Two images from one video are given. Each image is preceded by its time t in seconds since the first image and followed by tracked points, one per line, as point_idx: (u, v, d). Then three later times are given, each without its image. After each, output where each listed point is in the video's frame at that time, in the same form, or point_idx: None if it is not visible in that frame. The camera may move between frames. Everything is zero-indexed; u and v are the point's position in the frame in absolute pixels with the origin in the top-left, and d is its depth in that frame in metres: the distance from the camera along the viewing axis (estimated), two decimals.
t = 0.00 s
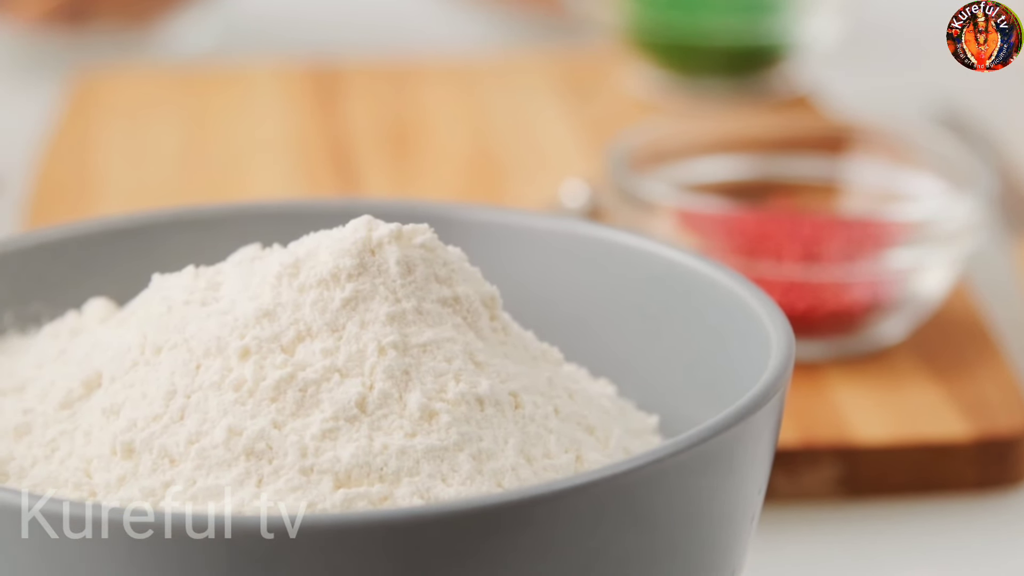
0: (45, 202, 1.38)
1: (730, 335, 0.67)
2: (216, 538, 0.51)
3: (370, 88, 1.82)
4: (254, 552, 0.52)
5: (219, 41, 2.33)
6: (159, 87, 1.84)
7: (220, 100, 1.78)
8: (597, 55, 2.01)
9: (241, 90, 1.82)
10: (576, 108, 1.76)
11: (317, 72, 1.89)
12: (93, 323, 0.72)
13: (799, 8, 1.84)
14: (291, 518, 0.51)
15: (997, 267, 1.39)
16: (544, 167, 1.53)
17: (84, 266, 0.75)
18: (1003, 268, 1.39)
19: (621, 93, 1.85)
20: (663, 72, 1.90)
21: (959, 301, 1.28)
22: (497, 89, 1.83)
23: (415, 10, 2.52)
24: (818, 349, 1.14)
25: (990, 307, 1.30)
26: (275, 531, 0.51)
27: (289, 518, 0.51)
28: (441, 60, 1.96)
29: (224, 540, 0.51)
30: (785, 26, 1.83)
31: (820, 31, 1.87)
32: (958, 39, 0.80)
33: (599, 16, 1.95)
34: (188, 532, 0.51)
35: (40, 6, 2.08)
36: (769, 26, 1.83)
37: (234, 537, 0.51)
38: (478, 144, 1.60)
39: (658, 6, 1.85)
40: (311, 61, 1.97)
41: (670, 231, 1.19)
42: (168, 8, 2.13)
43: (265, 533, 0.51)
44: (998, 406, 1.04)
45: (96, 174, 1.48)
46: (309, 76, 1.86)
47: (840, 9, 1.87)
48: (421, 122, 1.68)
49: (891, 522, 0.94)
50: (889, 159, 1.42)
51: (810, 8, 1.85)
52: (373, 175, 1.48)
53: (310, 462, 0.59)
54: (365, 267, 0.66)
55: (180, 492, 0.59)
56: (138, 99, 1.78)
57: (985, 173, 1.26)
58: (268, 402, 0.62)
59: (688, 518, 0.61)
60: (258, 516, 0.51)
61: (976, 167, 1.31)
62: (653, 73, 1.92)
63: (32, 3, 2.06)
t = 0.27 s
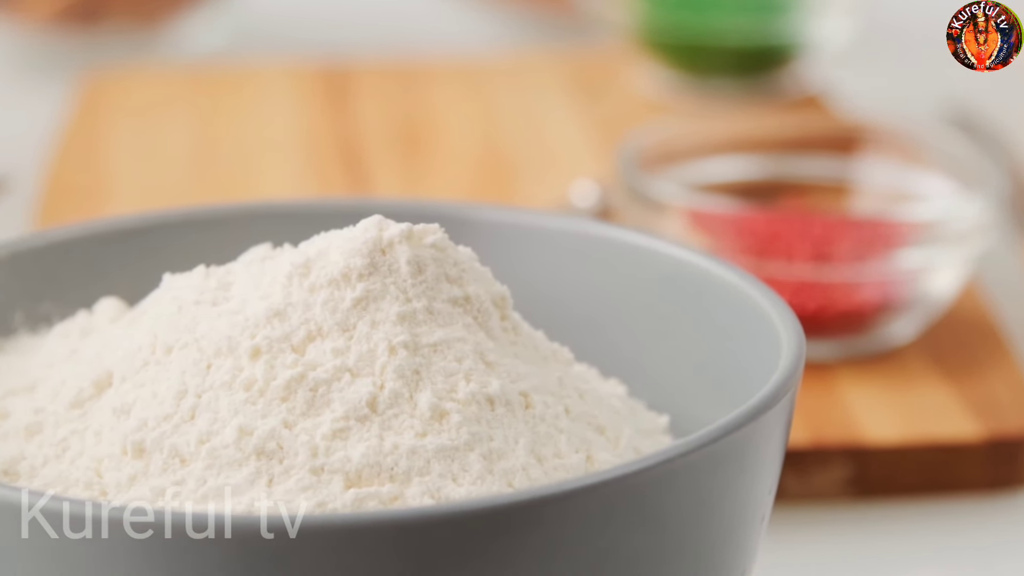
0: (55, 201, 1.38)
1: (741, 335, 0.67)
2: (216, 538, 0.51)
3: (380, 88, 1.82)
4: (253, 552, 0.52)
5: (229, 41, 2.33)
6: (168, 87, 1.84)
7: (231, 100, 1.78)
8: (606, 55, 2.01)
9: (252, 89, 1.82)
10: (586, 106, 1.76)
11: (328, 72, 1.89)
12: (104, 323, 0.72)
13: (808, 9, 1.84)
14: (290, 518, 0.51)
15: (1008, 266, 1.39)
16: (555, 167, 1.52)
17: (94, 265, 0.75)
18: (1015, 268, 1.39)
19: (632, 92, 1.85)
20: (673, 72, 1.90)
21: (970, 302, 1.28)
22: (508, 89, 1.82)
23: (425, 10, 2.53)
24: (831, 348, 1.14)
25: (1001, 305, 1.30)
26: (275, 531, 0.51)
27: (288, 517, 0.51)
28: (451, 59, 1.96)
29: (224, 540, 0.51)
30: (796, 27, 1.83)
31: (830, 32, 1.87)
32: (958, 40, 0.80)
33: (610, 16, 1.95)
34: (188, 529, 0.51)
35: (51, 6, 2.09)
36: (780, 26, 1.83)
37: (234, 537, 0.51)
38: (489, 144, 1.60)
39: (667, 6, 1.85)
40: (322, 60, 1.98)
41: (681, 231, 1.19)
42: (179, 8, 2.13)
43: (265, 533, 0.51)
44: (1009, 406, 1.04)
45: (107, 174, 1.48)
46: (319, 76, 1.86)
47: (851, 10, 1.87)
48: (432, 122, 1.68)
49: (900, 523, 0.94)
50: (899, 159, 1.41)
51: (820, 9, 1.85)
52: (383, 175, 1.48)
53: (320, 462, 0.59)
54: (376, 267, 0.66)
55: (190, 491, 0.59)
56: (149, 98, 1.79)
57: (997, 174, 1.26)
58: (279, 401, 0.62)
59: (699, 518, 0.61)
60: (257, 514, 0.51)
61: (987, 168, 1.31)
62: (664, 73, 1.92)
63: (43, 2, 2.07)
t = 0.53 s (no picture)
0: (68, 201, 1.38)
1: (753, 335, 0.67)
2: (216, 538, 0.51)
3: (392, 88, 1.82)
4: (254, 552, 0.52)
5: (241, 41, 2.33)
6: (180, 87, 1.84)
7: (242, 100, 1.78)
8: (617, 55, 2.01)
9: (264, 89, 1.82)
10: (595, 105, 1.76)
11: (339, 72, 1.89)
12: (116, 322, 0.72)
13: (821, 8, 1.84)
14: (292, 518, 0.51)
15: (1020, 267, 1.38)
16: (566, 166, 1.52)
17: (106, 265, 0.76)
18: None
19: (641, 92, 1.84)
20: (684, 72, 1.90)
21: (982, 303, 1.27)
22: (519, 89, 1.82)
23: (437, 10, 2.53)
24: (843, 349, 1.14)
25: (1012, 305, 1.29)
26: (275, 531, 0.51)
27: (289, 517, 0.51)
28: (463, 59, 1.96)
29: (224, 539, 0.51)
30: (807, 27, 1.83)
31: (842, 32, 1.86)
32: (958, 39, 0.81)
33: (622, 16, 1.94)
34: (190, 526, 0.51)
35: (62, 6, 2.06)
36: (792, 26, 1.82)
37: (235, 537, 0.51)
38: (501, 143, 1.60)
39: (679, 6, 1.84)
40: (333, 60, 1.98)
41: (692, 231, 1.19)
42: (190, 9, 2.13)
43: (265, 533, 0.51)
44: (1021, 407, 1.04)
45: (119, 175, 1.48)
46: (330, 76, 1.87)
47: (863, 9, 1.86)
48: (443, 122, 1.68)
49: (909, 523, 0.94)
50: (912, 159, 1.41)
51: (832, 9, 1.84)
52: (395, 176, 1.48)
53: (332, 461, 0.59)
54: (388, 266, 0.66)
55: (203, 492, 0.59)
56: (160, 97, 1.79)
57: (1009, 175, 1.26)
58: (291, 401, 0.62)
59: (711, 517, 0.61)
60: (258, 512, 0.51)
61: (1000, 168, 1.31)
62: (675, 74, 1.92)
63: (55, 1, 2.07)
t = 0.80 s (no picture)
0: (79, 201, 1.37)
1: (766, 335, 0.67)
2: (216, 538, 0.51)
3: (403, 88, 1.82)
4: (254, 552, 0.52)
5: (253, 41, 2.33)
6: (191, 87, 1.84)
7: (254, 100, 1.78)
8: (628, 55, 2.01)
9: (276, 89, 1.82)
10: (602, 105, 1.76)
11: (351, 72, 1.89)
12: (129, 321, 0.72)
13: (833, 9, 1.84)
14: (292, 518, 0.51)
15: None
16: (578, 166, 1.52)
17: (118, 264, 0.76)
18: None
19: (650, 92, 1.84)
20: (695, 72, 1.90)
21: (995, 303, 1.27)
22: (530, 89, 1.82)
23: (448, 10, 2.53)
24: (855, 349, 1.14)
25: None
26: (275, 531, 0.51)
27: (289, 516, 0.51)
28: (475, 59, 1.96)
29: (224, 539, 0.51)
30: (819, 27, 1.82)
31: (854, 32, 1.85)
32: (958, 39, 0.79)
33: (633, 15, 1.94)
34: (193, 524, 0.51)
35: (74, 6, 2.03)
36: (805, 26, 1.82)
37: (235, 537, 0.51)
38: (512, 143, 1.60)
39: (690, 6, 1.84)
40: (345, 60, 1.98)
41: (704, 230, 1.19)
42: (203, 8, 2.12)
43: (265, 533, 0.51)
44: None
45: (131, 175, 1.48)
46: (342, 76, 1.87)
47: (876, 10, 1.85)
48: (455, 122, 1.68)
49: (917, 523, 0.94)
50: (923, 159, 1.41)
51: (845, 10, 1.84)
52: (406, 176, 1.48)
53: (345, 461, 0.59)
54: (400, 266, 0.66)
55: (216, 491, 0.59)
56: (173, 97, 1.79)
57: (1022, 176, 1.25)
58: (304, 400, 0.62)
59: (723, 517, 0.61)
60: (258, 511, 0.51)
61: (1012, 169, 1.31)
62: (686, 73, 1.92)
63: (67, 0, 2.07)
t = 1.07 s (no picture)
0: (89, 201, 1.37)
1: (777, 335, 0.67)
2: (216, 538, 0.51)
3: (414, 88, 1.82)
4: (254, 551, 0.52)
5: (263, 41, 2.34)
6: (202, 87, 1.84)
7: (265, 99, 1.78)
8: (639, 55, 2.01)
9: (287, 89, 1.82)
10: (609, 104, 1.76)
11: (361, 71, 1.89)
12: (139, 321, 0.72)
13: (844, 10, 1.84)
14: (292, 518, 0.51)
15: None
16: (588, 166, 1.52)
17: (129, 264, 0.76)
18: None
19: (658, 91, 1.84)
20: (705, 72, 1.90)
21: (1005, 304, 1.27)
22: (540, 88, 1.82)
23: (459, 10, 2.53)
24: (866, 349, 1.13)
25: None
26: (275, 531, 0.51)
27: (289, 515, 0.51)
28: (484, 59, 1.96)
29: (224, 539, 0.52)
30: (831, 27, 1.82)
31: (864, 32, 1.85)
32: (958, 39, 0.78)
33: (644, 15, 1.94)
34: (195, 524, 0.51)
35: (85, 6, 2.04)
36: (815, 26, 1.82)
37: (235, 537, 0.51)
38: (522, 143, 1.60)
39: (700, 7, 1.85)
40: (355, 59, 1.98)
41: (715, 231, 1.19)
42: (214, 8, 2.12)
43: (264, 533, 0.51)
44: None
45: (141, 175, 1.47)
46: (352, 76, 1.87)
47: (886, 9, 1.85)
48: (465, 122, 1.68)
49: (925, 524, 0.94)
50: (934, 159, 1.41)
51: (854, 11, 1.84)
52: (416, 175, 1.48)
53: (355, 460, 0.59)
54: (411, 266, 0.66)
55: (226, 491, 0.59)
56: (184, 97, 1.79)
57: None
58: (314, 400, 0.62)
59: (733, 517, 0.61)
60: (258, 510, 0.51)
61: None
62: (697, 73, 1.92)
63: None
